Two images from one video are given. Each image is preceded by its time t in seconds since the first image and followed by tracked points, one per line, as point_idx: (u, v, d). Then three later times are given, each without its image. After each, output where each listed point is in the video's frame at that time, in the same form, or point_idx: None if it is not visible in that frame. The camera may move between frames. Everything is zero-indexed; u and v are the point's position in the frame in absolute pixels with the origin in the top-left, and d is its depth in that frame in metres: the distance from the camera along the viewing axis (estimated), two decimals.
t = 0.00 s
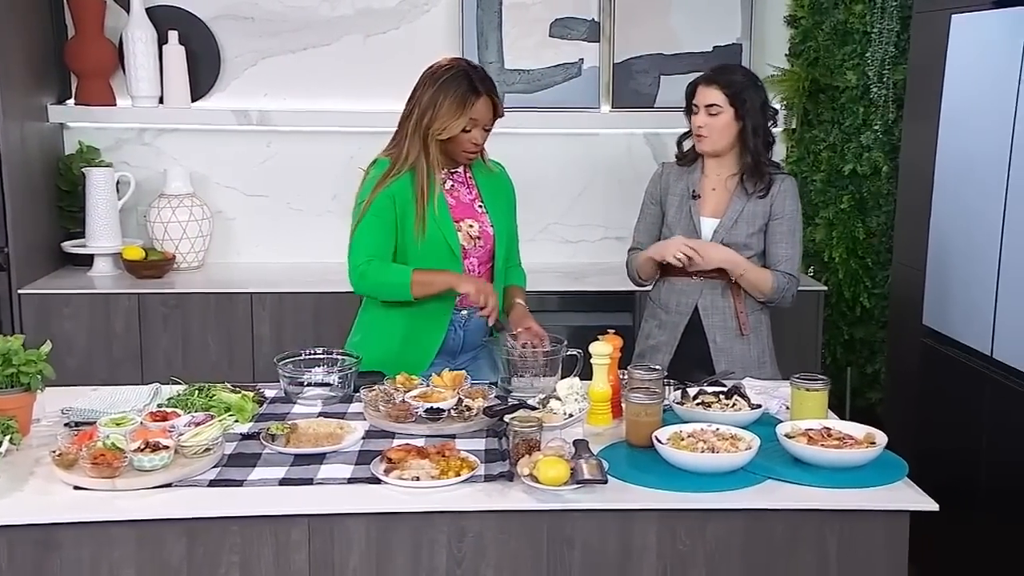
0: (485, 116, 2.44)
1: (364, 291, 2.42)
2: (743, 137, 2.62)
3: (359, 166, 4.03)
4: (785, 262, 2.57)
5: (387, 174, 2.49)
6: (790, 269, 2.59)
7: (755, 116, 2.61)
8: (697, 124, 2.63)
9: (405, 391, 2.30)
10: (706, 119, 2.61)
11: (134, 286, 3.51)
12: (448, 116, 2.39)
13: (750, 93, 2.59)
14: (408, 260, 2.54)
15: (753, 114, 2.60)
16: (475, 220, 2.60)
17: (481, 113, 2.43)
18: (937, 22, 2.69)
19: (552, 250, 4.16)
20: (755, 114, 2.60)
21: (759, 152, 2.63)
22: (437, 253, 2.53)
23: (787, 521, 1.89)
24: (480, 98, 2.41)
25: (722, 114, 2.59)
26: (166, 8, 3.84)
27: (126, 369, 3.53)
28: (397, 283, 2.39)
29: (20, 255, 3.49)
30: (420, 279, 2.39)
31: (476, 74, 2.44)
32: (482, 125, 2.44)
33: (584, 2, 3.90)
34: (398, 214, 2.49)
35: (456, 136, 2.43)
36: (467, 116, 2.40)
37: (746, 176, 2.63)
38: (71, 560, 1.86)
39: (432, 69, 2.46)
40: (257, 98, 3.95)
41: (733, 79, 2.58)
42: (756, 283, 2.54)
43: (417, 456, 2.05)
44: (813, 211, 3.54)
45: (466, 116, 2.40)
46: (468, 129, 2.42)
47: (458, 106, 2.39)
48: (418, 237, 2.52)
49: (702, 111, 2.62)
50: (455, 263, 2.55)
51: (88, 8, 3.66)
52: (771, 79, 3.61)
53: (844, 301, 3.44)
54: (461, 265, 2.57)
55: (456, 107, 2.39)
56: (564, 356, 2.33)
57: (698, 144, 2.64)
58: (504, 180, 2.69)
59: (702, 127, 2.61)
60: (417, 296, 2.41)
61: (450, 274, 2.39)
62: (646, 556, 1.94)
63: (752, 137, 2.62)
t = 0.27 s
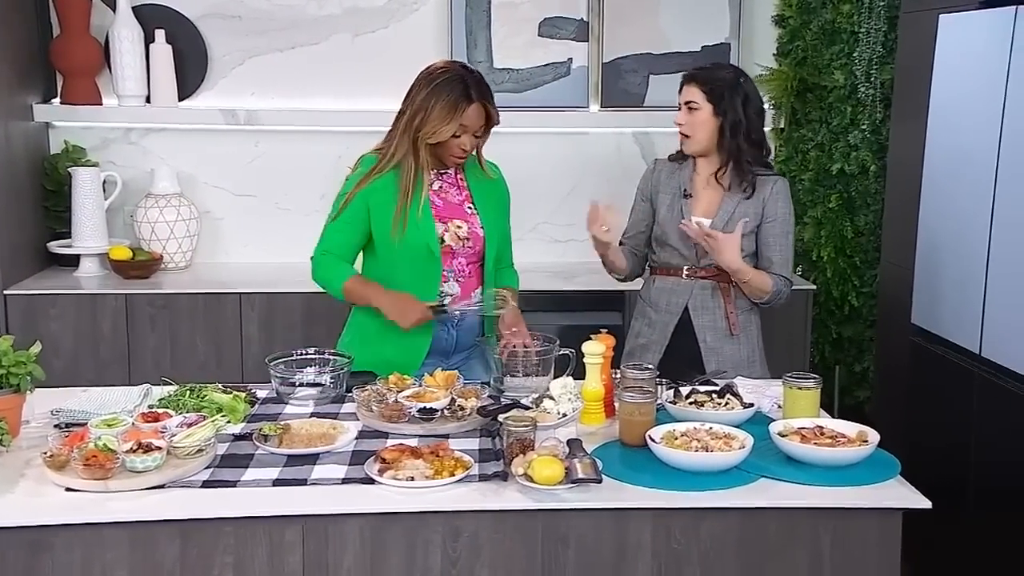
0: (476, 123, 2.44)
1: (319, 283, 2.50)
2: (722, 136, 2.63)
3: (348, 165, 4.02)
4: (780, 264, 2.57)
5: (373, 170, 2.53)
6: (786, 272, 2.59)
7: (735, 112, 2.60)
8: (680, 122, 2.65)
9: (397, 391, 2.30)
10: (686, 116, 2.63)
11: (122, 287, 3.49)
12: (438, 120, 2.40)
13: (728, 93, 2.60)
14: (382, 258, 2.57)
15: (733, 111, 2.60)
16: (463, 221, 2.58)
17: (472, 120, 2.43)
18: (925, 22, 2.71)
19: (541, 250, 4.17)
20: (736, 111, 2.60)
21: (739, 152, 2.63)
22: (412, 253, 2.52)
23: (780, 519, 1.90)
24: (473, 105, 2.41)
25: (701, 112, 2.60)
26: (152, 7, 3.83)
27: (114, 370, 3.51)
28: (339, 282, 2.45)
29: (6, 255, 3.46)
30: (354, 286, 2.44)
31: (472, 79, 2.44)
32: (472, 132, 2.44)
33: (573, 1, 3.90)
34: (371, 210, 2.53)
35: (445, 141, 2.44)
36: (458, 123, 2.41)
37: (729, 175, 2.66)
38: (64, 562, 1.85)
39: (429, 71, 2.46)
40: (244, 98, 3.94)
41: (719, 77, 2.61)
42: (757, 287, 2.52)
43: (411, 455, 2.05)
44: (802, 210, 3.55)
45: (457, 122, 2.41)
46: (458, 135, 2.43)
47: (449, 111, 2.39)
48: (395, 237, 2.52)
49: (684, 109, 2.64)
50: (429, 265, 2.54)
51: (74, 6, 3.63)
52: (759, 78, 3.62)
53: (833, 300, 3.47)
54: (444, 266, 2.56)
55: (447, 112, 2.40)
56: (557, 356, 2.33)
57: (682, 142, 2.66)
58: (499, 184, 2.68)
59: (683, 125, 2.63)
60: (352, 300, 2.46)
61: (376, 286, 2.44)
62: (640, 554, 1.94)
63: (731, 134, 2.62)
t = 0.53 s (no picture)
0: (464, 123, 2.38)
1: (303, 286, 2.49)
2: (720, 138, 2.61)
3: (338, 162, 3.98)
4: (780, 268, 2.54)
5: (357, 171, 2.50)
6: (787, 274, 2.56)
7: (734, 112, 2.58)
8: (679, 123, 2.63)
9: (392, 395, 2.24)
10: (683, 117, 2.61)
11: (105, 287, 3.45)
12: (425, 120, 2.35)
13: (727, 92, 2.57)
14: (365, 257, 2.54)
15: (732, 111, 2.58)
16: (450, 220, 2.53)
17: (460, 121, 2.37)
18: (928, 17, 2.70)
19: (533, 249, 4.13)
20: (734, 110, 2.58)
21: (738, 153, 2.62)
22: (392, 256, 2.49)
23: (784, 523, 1.87)
24: (461, 105, 2.35)
25: (700, 113, 2.58)
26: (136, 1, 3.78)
27: (97, 372, 3.47)
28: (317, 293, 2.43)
29: None
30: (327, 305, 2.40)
31: (461, 78, 2.38)
32: (460, 132, 2.38)
33: None
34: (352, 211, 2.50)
35: (433, 141, 2.39)
36: (445, 123, 2.35)
37: (726, 177, 2.64)
38: (50, 570, 1.79)
39: (417, 69, 2.41)
40: (231, 93, 3.89)
41: (711, 77, 2.58)
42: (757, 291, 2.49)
43: (408, 459, 2.00)
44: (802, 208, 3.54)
45: (445, 122, 2.35)
46: (446, 135, 2.37)
47: (436, 111, 2.34)
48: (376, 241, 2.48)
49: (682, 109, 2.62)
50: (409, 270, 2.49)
51: None
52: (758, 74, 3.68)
53: (832, 300, 3.44)
54: (427, 266, 2.52)
55: (434, 113, 2.34)
56: (557, 359, 2.30)
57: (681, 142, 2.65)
58: (494, 183, 2.63)
59: (681, 126, 2.61)
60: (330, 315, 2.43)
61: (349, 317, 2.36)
62: (641, 559, 1.91)
63: (730, 136, 2.60)
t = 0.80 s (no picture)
0: (455, 118, 2.35)
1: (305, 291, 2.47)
2: (722, 137, 2.60)
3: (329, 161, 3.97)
4: (779, 268, 2.53)
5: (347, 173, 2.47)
6: (786, 274, 2.55)
7: (736, 111, 2.57)
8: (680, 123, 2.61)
9: (388, 396, 2.21)
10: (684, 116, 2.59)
11: (91, 288, 3.43)
12: (415, 119, 2.32)
13: (729, 91, 2.56)
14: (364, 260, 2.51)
15: (734, 109, 2.57)
16: (444, 217, 2.49)
17: (451, 117, 2.34)
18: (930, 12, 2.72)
19: (527, 248, 4.13)
20: (737, 109, 2.57)
21: (740, 151, 2.60)
22: (387, 255, 2.45)
23: (787, 526, 1.85)
24: (450, 101, 2.32)
25: (701, 113, 2.56)
26: None
27: (83, 375, 3.45)
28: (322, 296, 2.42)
29: None
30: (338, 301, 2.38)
31: (450, 74, 2.35)
32: (452, 128, 2.35)
33: None
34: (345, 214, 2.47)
35: (425, 139, 2.35)
36: (436, 120, 2.32)
37: (727, 175, 2.62)
38: None
39: (405, 65, 2.38)
40: (220, 90, 3.88)
41: (711, 76, 2.56)
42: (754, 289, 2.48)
43: (405, 462, 1.97)
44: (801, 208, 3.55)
45: (435, 119, 2.32)
46: (437, 132, 2.34)
47: (427, 109, 2.30)
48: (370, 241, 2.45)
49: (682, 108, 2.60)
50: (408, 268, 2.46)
51: None
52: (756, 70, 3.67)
53: (832, 300, 3.43)
54: (421, 265, 2.48)
55: (425, 110, 2.31)
56: (556, 360, 2.27)
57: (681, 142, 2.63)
58: (489, 178, 2.61)
59: (682, 126, 2.59)
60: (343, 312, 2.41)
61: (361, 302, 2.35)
62: (643, 563, 1.88)
63: (733, 135, 2.59)
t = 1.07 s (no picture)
0: (450, 109, 2.33)
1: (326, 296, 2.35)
2: (732, 134, 2.59)
3: (321, 159, 3.97)
4: (774, 261, 2.54)
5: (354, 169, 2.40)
6: (780, 269, 2.55)
7: (745, 109, 2.57)
8: (685, 121, 2.60)
9: (384, 398, 2.18)
10: (694, 115, 2.57)
11: (80, 289, 3.42)
12: (413, 115, 2.29)
13: (738, 88, 2.55)
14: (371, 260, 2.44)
15: (744, 108, 2.57)
16: (443, 213, 2.47)
17: (446, 107, 2.32)
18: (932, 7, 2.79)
19: (522, 246, 4.12)
20: (747, 107, 2.57)
21: (747, 148, 2.59)
22: (399, 253, 2.43)
23: (790, 528, 1.83)
24: (444, 92, 2.31)
25: (710, 111, 2.55)
26: None
27: (73, 376, 3.46)
28: (360, 285, 2.30)
29: None
30: (385, 280, 2.29)
31: (436, 66, 2.33)
32: (448, 118, 2.34)
33: None
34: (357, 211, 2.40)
35: (423, 134, 2.33)
36: (432, 113, 2.30)
37: (734, 171, 2.59)
38: None
39: (389, 63, 2.35)
40: (212, 87, 3.88)
41: (721, 74, 2.55)
42: (740, 278, 2.49)
43: (403, 465, 1.94)
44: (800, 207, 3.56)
45: (433, 112, 2.30)
46: (436, 126, 2.32)
47: (422, 104, 2.28)
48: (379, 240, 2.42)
49: (690, 107, 2.58)
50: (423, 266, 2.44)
51: None
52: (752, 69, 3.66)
53: (832, 300, 3.41)
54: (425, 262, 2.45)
55: (420, 105, 2.28)
56: (554, 361, 2.24)
57: (687, 142, 2.61)
58: (482, 175, 2.59)
59: (689, 124, 2.57)
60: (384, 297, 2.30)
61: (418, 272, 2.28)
62: (644, 566, 1.85)
63: (742, 131, 2.58)
